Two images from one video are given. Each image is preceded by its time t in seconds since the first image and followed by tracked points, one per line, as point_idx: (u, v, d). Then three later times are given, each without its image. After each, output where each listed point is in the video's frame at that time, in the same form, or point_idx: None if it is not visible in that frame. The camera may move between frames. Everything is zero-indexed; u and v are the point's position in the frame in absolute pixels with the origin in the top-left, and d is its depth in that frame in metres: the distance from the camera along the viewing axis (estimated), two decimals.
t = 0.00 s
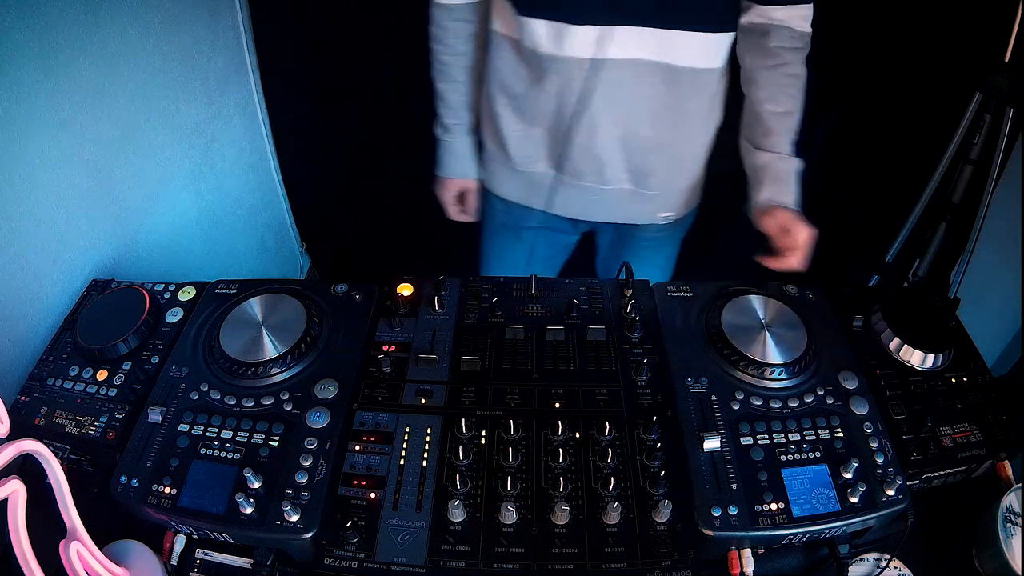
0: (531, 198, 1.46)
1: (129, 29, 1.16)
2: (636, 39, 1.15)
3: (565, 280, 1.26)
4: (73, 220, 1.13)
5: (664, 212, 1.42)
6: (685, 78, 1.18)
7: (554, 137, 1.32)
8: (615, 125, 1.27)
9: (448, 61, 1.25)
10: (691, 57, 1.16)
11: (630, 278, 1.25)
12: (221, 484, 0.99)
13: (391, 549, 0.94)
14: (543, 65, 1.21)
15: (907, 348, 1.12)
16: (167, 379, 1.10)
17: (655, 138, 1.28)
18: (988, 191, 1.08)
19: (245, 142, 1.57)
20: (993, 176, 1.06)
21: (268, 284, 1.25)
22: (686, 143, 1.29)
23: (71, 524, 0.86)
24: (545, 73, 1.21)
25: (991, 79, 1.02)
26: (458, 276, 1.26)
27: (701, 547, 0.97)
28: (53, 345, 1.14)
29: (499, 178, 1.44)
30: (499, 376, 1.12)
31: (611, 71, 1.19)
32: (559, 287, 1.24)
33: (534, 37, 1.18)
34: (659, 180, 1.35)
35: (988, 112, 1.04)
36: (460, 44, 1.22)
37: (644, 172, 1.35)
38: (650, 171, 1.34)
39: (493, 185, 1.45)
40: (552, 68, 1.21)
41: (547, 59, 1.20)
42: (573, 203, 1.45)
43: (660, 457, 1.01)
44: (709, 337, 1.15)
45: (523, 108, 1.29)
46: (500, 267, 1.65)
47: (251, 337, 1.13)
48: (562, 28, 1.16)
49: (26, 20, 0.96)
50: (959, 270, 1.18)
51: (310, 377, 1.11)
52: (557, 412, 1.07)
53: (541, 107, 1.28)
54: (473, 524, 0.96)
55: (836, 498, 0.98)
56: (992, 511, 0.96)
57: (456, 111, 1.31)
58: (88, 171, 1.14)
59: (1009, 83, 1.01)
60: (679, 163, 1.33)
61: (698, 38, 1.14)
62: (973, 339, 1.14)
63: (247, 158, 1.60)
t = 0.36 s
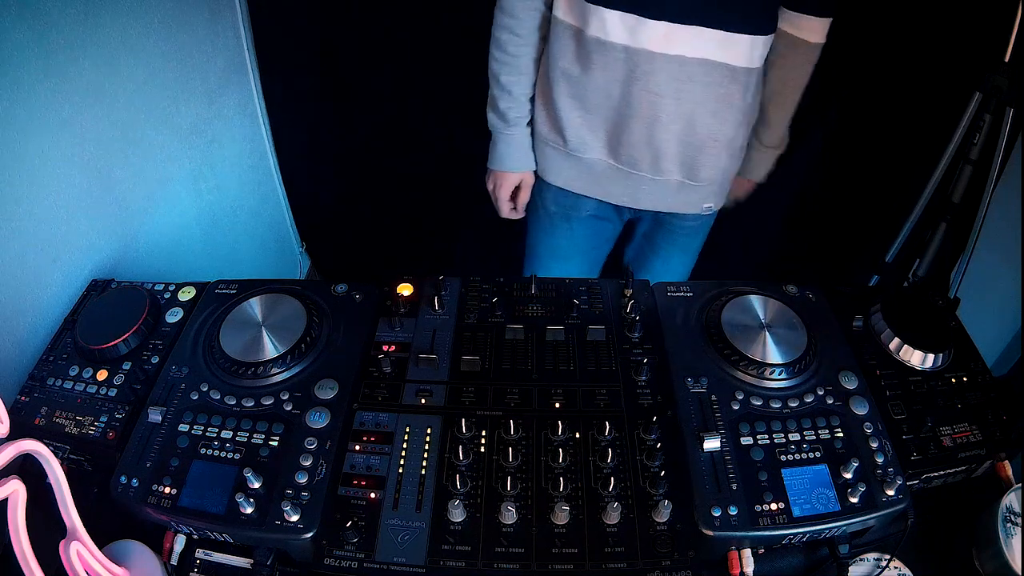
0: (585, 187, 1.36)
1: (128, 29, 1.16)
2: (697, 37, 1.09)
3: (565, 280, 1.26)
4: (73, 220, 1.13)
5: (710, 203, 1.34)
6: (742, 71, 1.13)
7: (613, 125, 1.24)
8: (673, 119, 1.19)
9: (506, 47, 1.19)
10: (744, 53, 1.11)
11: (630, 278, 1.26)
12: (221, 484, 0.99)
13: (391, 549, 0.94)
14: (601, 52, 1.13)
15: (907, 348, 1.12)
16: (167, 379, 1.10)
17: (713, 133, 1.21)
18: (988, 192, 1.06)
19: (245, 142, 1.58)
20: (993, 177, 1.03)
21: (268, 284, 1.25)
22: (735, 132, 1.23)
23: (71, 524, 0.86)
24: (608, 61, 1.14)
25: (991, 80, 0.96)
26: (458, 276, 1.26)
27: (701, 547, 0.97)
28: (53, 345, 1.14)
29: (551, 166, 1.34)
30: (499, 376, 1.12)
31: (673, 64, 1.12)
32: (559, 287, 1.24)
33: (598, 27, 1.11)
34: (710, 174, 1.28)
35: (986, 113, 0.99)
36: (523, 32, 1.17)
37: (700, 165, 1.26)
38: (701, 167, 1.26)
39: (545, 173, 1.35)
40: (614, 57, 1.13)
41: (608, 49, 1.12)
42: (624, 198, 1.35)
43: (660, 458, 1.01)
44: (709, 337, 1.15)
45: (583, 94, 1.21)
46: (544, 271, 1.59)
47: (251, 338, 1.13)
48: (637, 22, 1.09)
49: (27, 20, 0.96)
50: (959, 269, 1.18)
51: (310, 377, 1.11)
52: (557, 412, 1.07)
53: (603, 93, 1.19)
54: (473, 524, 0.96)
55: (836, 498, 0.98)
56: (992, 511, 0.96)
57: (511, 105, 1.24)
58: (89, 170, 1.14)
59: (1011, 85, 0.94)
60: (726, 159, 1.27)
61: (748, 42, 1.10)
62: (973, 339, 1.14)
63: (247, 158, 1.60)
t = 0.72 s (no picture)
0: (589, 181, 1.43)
1: (128, 30, 1.16)
2: (703, 43, 1.14)
3: (565, 279, 1.26)
4: (73, 220, 1.13)
5: (710, 209, 1.42)
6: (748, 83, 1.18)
7: (618, 125, 1.31)
8: (673, 122, 1.26)
9: (520, 49, 1.27)
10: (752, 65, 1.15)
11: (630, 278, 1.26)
12: (221, 484, 0.99)
13: (391, 549, 0.94)
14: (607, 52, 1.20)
15: (907, 348, 1.12)
16: (167, 379, 1.10)
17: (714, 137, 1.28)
18: (989, 192, 1.06)
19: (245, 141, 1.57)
20: (993, 178, 1.04)
21: (268, 284, 1.25)
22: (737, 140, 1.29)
23: (70, 524, 0.86)
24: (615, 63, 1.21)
25: (991, 80, 0.96)
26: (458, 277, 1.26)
27: (701, 547, 0.97)
28: (53, 345, 1.14)
29: (557, 158, 1.42)
30: (499, 376, 1.12)
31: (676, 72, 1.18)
32: (559, 287, 1.24)
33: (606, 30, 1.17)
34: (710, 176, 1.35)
35: (986, 114, 0.99)
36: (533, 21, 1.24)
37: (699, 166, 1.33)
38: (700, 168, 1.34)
39: (550, 165, 1.43)
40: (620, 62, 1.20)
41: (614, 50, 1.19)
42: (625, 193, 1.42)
43: (660, 458, 1.01)
44: (709, 336, 1.15)
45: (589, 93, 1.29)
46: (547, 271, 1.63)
47: (251, 338, 1.13)
48: (637, 22, 1.14)
49: (26, 20, 0.96)
50: (959, 269, 1.17)
51: (310, 377, 1.11)
52: (557, 412, 1.07)
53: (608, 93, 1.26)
54: (473, 524, 0.96)
55: (836, 498, 0.98)
56: (993, 511, 0.96)
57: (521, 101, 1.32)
58: (88, 171, 1.14)
59: (1011, 85, 0.95)
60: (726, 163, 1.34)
61: (751, 45, 1.13)
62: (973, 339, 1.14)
63: (247, 158, 1.60)
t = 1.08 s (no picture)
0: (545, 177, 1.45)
1: (129, 31, 1.16)
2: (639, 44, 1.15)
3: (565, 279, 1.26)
4: (73, 220, 1.14)
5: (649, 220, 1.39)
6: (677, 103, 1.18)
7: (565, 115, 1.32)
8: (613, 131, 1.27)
9: None
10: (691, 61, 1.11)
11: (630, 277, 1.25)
12: (221, 484, 0.99)
13: (391, 549, 0.94)
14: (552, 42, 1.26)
15: (907, 348, 1.12)
16: (167, 379, 1.10)
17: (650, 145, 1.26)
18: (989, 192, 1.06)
19: (245, 141, 1.57)
20: (993, 178, 1.04)
21: (268, 284, 1.25)
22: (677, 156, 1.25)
23: (70, 524, 0.86)
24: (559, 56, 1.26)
25: (991, 80, 0.96)
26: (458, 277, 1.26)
27: (701, 546, 0.97)
28: (53, 345, 1.14)
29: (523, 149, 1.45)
30: (499, 376, 1.12)
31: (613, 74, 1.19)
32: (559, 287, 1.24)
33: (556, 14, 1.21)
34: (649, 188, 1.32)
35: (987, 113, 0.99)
36: None
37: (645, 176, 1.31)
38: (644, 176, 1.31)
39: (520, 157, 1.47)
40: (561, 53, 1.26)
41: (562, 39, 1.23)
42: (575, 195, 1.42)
43: (660, 458, 1.01)
44: (709, 336, 1.15)
45: (546, 90, 1.33)
46: (506, 271, 1.64)
47: (251, 338, 1.13)
48: (574, 13, 1.17)
49: (27, 21, 0.96)
50: (959, 270, 1.17)
51: (310, 377, 1.11)
52: (557, 412, 1.07)
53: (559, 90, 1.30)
54: (473, 524, 0.96)
55: (836, 498, 0.98)
56: (993, 511, 0.96)
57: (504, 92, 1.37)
58: (89, 171, 1.14)
59: (1012, 85, 0.94)
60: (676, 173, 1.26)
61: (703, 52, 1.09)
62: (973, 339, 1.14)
63: (248, 158, 1.60)
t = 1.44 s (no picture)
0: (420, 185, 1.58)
1: (129, 31, 1.16)
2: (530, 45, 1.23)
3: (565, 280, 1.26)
4: (73, 220, 1.14)
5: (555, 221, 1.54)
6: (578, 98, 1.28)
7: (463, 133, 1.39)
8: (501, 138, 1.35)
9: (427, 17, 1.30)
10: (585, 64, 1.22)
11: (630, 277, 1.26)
12: (221, 484, 0.99)
13: (392, 549, 0.94)
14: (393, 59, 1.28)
15: (907, 348, 1.12)
16: (167, 379, 1.10)
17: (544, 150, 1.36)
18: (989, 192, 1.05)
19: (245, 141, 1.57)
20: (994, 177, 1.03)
21: (268, 284, 1.25)
22: (575, 149, 1.37)
23: (71, 524, 0.86)
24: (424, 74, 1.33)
25: (990, 80, 0.95)
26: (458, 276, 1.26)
27: (701, 546, 0.97)
28: (53, 345, 1.14)
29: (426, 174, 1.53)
30: (498, 376, 1.12)
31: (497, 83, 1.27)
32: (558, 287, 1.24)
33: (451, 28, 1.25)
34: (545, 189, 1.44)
35: (986, 114, 0.97)
36: None
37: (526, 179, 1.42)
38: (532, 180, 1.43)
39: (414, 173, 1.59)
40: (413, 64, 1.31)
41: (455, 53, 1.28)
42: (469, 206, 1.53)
43: (660, 458, 1.01)
44: (709, 336, 1.15)
45: (436, 106, 1.40)
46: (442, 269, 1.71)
47: (251, 338, 1.13)
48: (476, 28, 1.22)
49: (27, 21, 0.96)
50: (959, 269, 1.18)
51: (311, 377, 1.11)
52: (557, 412, 1.07)
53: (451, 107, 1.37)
54: (473, 524, 0.96)
55: (836, 498, 0.98)
56: (993, 511, 0.96)
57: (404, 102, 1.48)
58: (88, 170, 1.14)
59: (1011, 85, 0.94)
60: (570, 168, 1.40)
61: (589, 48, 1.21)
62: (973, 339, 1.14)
63: (247, 158, 1.60)
